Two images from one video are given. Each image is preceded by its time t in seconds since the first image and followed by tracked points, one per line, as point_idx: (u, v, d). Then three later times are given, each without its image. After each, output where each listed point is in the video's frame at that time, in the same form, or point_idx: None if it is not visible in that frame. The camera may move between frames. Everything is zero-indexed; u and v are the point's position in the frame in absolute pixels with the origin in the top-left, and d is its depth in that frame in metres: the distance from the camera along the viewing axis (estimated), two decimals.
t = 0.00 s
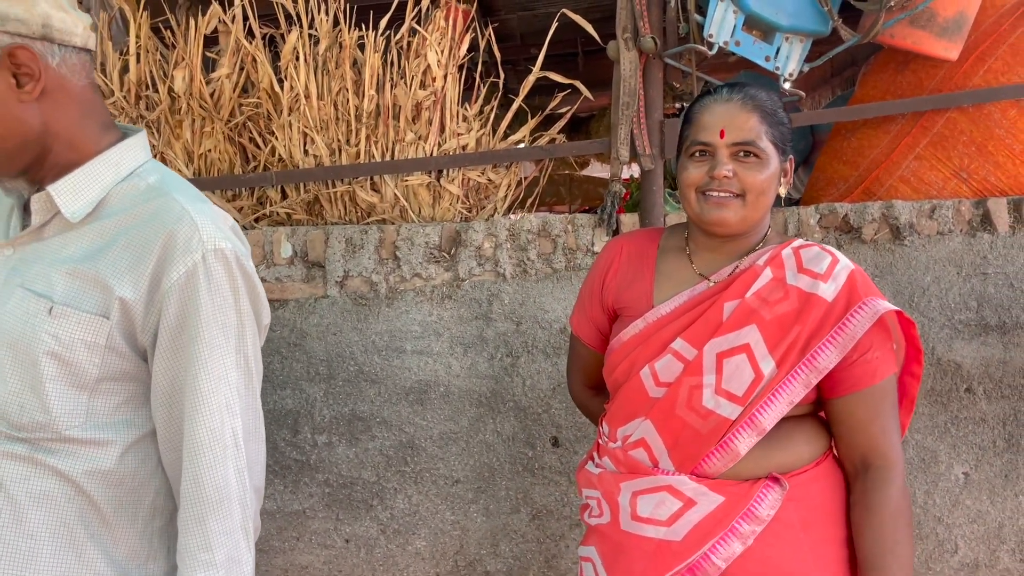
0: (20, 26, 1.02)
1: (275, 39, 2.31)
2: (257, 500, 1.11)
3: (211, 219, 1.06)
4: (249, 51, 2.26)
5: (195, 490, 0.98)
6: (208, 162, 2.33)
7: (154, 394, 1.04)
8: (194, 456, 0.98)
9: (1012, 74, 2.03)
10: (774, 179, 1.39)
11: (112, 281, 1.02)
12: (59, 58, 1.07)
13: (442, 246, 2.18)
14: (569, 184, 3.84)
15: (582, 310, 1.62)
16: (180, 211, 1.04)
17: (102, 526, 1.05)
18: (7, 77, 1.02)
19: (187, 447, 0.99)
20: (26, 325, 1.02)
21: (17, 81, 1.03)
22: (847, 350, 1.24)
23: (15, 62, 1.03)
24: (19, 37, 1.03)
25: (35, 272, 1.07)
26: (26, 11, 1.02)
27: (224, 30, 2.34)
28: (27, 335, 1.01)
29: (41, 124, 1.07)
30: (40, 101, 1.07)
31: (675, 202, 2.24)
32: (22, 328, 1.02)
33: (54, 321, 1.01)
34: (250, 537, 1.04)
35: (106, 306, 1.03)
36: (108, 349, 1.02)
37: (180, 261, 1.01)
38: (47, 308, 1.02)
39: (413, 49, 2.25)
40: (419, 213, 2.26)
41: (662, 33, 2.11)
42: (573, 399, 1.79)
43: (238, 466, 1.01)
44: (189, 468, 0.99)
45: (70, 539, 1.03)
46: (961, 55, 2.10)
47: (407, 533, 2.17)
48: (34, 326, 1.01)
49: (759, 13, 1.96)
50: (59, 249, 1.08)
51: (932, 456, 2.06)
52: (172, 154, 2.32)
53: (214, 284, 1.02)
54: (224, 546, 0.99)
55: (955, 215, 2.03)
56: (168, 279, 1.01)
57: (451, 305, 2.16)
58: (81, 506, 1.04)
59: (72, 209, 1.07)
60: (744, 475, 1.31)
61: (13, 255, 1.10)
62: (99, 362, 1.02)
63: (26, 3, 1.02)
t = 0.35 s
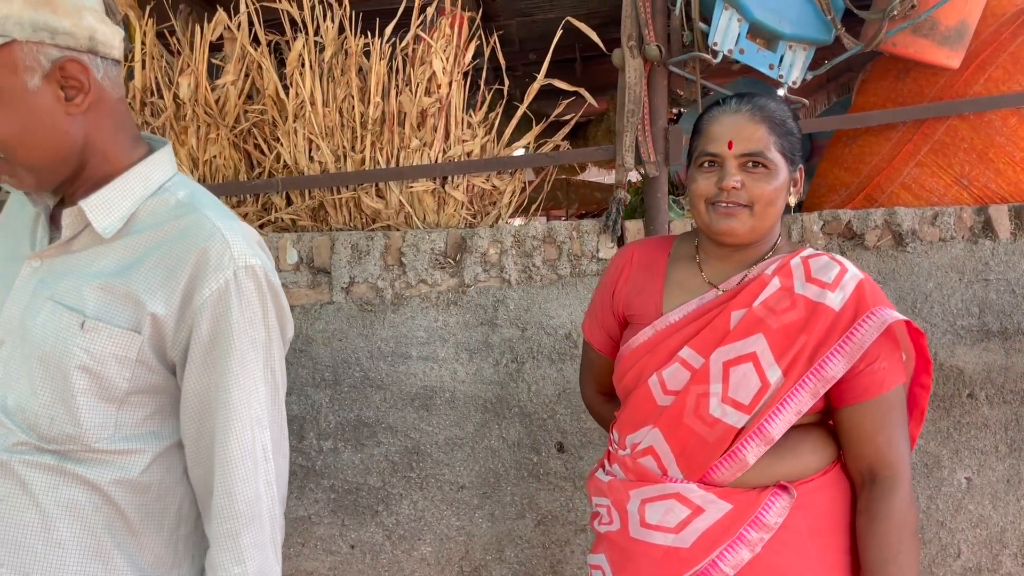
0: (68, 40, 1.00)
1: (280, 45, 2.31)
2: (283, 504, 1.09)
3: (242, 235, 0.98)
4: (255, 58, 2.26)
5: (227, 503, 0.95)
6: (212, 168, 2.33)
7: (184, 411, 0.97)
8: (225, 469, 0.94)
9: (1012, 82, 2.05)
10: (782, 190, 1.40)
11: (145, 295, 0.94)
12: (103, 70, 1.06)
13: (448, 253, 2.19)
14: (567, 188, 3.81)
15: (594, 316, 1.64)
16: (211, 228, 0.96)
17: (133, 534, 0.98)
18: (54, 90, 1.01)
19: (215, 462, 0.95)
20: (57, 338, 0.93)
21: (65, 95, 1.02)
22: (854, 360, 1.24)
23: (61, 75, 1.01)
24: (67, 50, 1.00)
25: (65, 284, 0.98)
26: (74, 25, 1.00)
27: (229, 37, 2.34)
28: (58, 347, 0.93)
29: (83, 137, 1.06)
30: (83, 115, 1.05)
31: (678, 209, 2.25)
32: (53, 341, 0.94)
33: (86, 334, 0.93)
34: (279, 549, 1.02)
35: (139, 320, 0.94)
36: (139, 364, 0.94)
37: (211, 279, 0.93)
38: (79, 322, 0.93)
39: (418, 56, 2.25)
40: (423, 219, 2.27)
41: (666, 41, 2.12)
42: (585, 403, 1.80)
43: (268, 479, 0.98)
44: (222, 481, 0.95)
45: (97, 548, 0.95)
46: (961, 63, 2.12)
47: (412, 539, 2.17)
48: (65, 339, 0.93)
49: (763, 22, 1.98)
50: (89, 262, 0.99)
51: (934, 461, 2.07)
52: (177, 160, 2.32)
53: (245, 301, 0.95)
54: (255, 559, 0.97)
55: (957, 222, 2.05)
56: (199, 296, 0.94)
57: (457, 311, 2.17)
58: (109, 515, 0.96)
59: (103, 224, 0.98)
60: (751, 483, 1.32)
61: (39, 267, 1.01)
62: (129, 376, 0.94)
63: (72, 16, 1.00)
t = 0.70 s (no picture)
0: (131, 42, 1.02)
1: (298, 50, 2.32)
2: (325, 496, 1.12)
3: (289, 236, 1.01)
4: (273, 62, 2.28)
5: (276, 499, 0.98)
6: (230, 171, 2.34)
7: (233, 407, 1.00)
8: (274, 467, 0.98)
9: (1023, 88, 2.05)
10: (805, 191, 1.41)
11: (196, 294, 0.97)
12: (162, 74, 1.07)
13: (466, 255, 2.20)
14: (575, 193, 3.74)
15: (618, 317, 1.63)
16: (260, 229, 0.99)
17: (183, 528, 0.99)
18: (118, 91, 1.01)
19: (263, 459, 0.99)
20: (110, 336, 0.95)
21: (128, 95, 1.03)
22: (879, 358, 1.24)
23: (125, 77, 1.02)
24: (131, 51, 1.02)
25: (116, 283, 1.00)
26: (137, 28, 1.02)
27: (247, 42, 2.36)
28: (111, 345, 0.95)
29: (142, 139, 1.06)
30: (143, 116, 1.06)
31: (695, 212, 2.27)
32: (106, 340, 0.96)
33: (140, 332, 0.95)
34: (324, 543, 1.05)
35: (190, 319, 0.97)
36: (190, 361, 0.97)
37: (262, 278, 0.96)
38: (132, 320, 0.96)
39: (435, 61, 2.26)
40: (439, 222, 2.28)
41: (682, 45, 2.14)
42: (611, 405, 1.80)
43: (315, 476, 1.02)
44: (270, 479, 0.98)
45: (149, 543, 0.97)
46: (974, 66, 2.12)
47: (431, 540, 2.18)
48: (119, 336, 0.95)
49: (780, 27, 2.00)
50: (141, 262, 1.02)
51: (949, 461, 2.09)
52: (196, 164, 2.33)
53: (293, 301, 0.97)
54: (303, 552, 1.00)
55: (971, 224, 2.07)
56: (249, 295, 0.96)
57: (474, 313, 2.18)
58: (159, 512, 0.98)
59: (155, 224, 1.02)
60: (778, 480, 1.32)
61: (91, 266, 1.04)
62: (180, 372, 0.96)
63: (135, 19, 1.02)
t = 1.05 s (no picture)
0: (188, 38, 1.06)
1: (315, 50, 2.33)
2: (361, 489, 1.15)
3: (335, 233, 1.08)
4: (290, 61, 2.29)
5: (318, 487, 1.02)
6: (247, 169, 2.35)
7: (276, 398, 1.05)
8: (317, 456, 1.02)
9: None
10: (822, 185, 1.42)
11: (244, 284, 1.04)
12: (216, 71, 1.11)
13: (482, 253, 2.21)
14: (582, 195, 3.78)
15: (637, 309, 1.62)
16: (306, 224, 1.06)
17: (223, 516, 1.06)
18: (176, 86, 1.05)
19: (307, 447, 1.03)
20: (160, 325, 1.02)
21: (185, 90, 1.06)
22: (900, 351, 1.26)
23: (182, 72, 1.05)
24: (189, 48, 1.06)
25: (166, 272, 1.07)
26: (193, 24, 1.06)
27: (264, 42, 2.37)
28: (161, 334, 1.02)
29: (195, 134, 1.09)
30: (198, 111, 1.09)
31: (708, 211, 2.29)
32: (155, 328, 1.03)
33: (190, 321, 1.02)
34: (359, 534, 1.08)
35: (237, 308, 1.04)
36: (237, 350, 1.03)
37: (308, 270, 1.03)
38: (181, 309, 1.03)
39: (452, 61, 2.27)
40: (454, 221, 2.30)
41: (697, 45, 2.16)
42: (626, 399, 1.77)
43: (353, 466, 1.05)
44: (313, 468, 1.02)
45: (194, 530, 1.04)
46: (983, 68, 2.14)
47: (447, 536, 2.20)
48: (169, 326, 1.02)
49: (794, 28, 2.03)
50: (190, 252, 1.09)
51: (961, 458, 2.11)
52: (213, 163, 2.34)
53: (336, 295, 1.04)
54: (341, 541, 1.03)
55: (982, 223, 2.09)
56: (296, 286, 1.03)
57: (491, 311, 2.19)
58: (204, 497, 1.04)
59: (205, 215, 1.08)
60: (799, 470, 1.33)
61: (139, 256, 1.10)
62: (227, 361, 1.03)
63: (192, 17, 1.06)
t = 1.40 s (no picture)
0: (209, 45, 1.07)
1: (322, 54, 2.34)
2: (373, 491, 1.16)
3: (349, 239, 1.09)
4: (298, 66, 2.30)
5: (334, 492, 1.03)
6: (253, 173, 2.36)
7: (291, 403, 1.06)
8: (332, 460, 1.03)
9: None
10: (802, 188, 1.38)
11: (259, 290, 1.04)
12: (235, 77, 1.12)
13: (488, 257, 2.22)
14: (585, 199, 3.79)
15: (641, 312, 1.62)
16: (322, 230, 1.07)
17: (237, 518, 1.06)
18: (197, 92, 1.06)
19: (322, 452, 1.04)
20: (176, 329, 1.03)
21: (205, 97, 1.08)
22: (901, 358, 1.24)
23: (203, 79, 1.07)
24: (210, 55, 1.07)
25: (182, 277, 1.08)
26: (214, 31, 1.07)
27: (272, 46, 2.38)
28: (177, 338, 1.03)
29: (215, 139, 1.11)
30: (217, 117, 1.10)
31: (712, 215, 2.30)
32: (171, 332, 1.03)
33: (205, 325, 1.03)
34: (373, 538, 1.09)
35: (253, 314, 1.04)
36: (252, 355, 1.04)
37: (323, 277, 1.03)
38: (197, 314, 1.03)
39: (458, 65, 2.28)
40: (460, 225, 2.31)
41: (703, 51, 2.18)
42: (631, 399, 1.77)
43: (368, 470, 1.07)
44: (327, 473, 1.03)
45: (207, 531, 1.04)
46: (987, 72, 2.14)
47: (453, 539, 2.21)
48: (185, 330, 1.03)
49: (799, 33, 2.04)
50: (207, 256, 1.09)
51: (966, 461, 2.11)
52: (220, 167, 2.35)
53: (350, 302, 1.04)
54: (355, 545, 1.04)
55: (986, 228, 2.10)
56: (311, 292, 1.03)
57: (497, 314, 2.20)
58: (218, 499, 1.05)
59: (222, 221, 1.09)
60: (802, 472, 1.32)
61: (156, 260, 1.11)
62: (242, 366, 1.04)
63: (214, 24, 1.07)
